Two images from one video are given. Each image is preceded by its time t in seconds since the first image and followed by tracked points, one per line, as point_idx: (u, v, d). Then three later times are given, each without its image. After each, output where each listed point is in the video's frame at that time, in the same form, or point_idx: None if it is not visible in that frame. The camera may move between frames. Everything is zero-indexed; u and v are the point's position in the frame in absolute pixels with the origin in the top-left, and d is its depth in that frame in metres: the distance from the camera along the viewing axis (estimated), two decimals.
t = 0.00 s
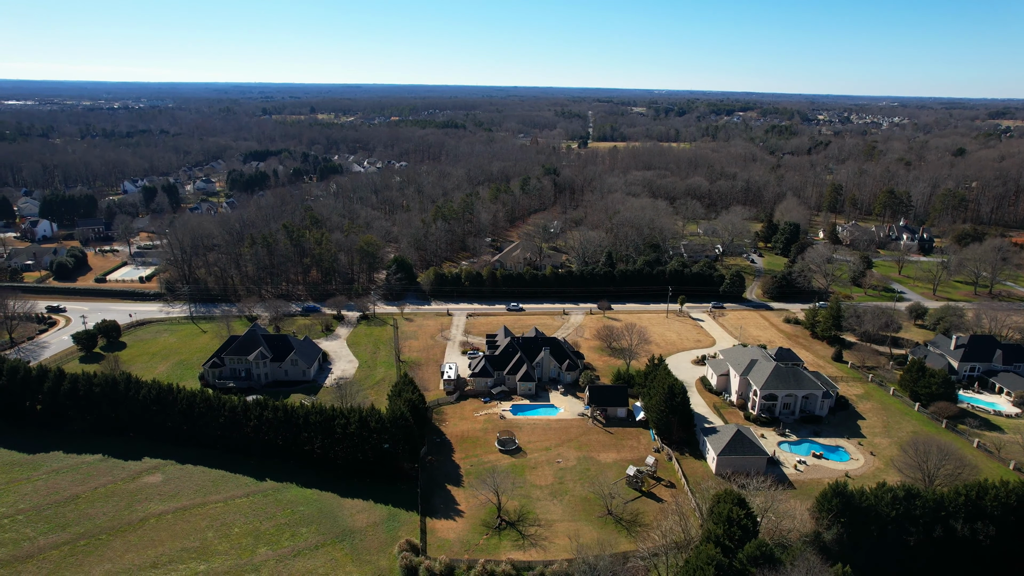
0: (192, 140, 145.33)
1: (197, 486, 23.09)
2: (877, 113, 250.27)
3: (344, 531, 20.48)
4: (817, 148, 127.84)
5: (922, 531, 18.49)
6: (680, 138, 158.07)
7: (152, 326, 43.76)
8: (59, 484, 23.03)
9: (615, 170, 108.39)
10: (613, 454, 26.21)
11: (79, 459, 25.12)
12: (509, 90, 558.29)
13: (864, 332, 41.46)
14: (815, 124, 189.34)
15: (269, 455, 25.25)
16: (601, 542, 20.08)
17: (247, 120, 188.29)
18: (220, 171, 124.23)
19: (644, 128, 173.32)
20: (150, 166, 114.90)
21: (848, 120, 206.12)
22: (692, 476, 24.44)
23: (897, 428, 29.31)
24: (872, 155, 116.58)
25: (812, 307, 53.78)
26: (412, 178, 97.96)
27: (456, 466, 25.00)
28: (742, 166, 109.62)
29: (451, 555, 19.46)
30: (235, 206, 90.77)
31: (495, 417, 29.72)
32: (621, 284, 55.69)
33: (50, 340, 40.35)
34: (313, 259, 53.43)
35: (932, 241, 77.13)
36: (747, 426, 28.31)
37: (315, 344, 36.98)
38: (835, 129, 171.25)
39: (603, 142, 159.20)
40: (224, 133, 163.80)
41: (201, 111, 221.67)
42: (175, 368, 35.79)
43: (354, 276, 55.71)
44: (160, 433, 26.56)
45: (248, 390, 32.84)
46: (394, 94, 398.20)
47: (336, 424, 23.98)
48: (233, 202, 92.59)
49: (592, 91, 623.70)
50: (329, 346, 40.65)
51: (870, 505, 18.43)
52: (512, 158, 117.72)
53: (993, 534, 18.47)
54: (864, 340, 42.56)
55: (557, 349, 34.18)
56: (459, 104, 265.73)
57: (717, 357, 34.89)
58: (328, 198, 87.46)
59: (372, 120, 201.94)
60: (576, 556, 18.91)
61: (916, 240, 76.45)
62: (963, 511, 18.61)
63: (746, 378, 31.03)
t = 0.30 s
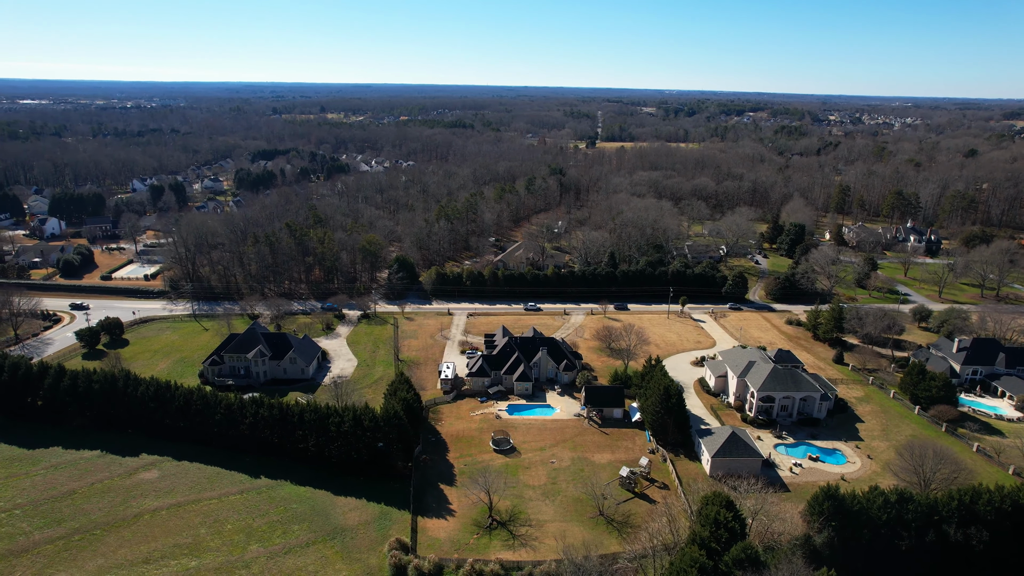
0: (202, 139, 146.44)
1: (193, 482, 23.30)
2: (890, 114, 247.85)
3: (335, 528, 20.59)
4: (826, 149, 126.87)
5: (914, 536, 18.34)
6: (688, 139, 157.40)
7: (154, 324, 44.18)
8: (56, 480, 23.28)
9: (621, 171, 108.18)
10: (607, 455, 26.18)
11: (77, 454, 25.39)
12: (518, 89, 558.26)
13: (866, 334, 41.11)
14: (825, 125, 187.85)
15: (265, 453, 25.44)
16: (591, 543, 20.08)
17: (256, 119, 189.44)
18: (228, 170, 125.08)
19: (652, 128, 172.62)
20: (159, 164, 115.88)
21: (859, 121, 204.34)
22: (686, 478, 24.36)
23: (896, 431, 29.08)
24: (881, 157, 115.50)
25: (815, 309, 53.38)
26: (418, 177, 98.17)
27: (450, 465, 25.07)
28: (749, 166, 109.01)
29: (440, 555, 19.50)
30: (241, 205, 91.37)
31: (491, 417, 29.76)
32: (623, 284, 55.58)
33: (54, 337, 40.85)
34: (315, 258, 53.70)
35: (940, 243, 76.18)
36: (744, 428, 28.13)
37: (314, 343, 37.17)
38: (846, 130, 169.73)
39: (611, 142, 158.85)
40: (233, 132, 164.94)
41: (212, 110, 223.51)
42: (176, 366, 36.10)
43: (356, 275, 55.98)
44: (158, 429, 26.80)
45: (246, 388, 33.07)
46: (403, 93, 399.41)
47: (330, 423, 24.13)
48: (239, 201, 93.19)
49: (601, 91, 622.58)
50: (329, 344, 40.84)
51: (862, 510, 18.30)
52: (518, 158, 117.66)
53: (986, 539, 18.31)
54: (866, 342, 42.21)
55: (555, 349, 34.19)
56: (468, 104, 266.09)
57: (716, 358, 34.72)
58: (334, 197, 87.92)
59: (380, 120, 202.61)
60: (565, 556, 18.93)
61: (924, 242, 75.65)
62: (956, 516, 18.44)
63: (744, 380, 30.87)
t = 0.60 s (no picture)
0: (211, 138, 147.38)
1: (188, 479, 23.48)
2: (902, 114, 245.10)
3: (326, 526, 20.70)
4: (835, 150, 125.82)
5: (906, 540, 18.19)
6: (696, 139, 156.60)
7: (157, 321, 44.57)
8: (54, 475, 23.53)
9: (627, 171, 107.87)
10: (601, 456, 26.13)
11: (75, 450, 25.65)
12: (526, 89, 558.24)
13: (868, 337, 40.75)
14: (836, 125, 186.21)
15: (260, 451, 25.59)
16: (581, 543, 20.09)
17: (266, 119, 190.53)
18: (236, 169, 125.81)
19: (661, 128, 171.87)
20: (168, 163, 116.79)
21: (870, 121, 202.44)
22: (679, 479, 24.28)
23: (894, 434, 28.84)
24: (891, 157, 114.35)
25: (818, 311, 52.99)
26: (424, 177, 98.30)
27: (443, 465, 25.12)
28: (756, 167, 108.35)
29: (430, 554, 19.57)
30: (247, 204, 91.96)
31: (486, 417, 29.80)
32: (624, 285, 55.44)
33: (58, 333, 41.30)
34: (317, 257, 53.93)
35: (947, 245, 75.28)
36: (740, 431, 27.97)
37: (313, 341, 37.34)
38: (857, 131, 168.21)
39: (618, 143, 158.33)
40: (242, 132, 165.92)
41: (223, 109, 225.14)
42: (177, 363, 36.43)
43: (358, 274, 56.16)
44: (155, 426, 27.02)
45: (245, 386, 33.32)
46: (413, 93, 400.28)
47: (324, 421, 24.22)
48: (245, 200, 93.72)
49: (609, 91, 621.24)
50: (329, 343, 41.04)
51: (854, 513, 18.17)
52: (525, 158, 117.53)
53: (979, 544, 18.19)
54: (868, 345, 41.87)
55: (552, 349, 34.19)
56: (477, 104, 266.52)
57: (715, 360, 34.56)
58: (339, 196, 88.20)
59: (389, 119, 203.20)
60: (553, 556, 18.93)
61: (931, 244, 74.83)
62: (950, 520, 18.27)
63: (741, 382, 30.72)
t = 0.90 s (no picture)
0: (219, 137, 148.34)
1: (183, 475, 23.67)
2: (914, 114, 242.81)
3: (317, 524, 20.81)
4: (844, 151, 124.81)
5: (897, 544, 18.03)
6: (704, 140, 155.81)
7: (160, 319, 44.96)
8: (51, 470, 23.79)
9: (633, 171, 107.53)
10: (595, 456, 26.10)
11: (74, 446, 25.91)
12: (534, 89, 558.23)
13: (870, 339, 40.44)
14: (846, 126, 184.66)
15: (255, 448, 25.73)
16: (571, 544, 20.10)
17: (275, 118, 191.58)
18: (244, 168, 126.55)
19: (669, 128, 171.22)
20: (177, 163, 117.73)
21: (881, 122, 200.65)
22: (673, 481, 24.21)
23: (892, 438, 28.60)
24: (900, 158, 113.22)
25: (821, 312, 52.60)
26: (430, 177, 98.40)
27: (437, 464, 25.18)
28: (764, 168, 107.67)
29: (419, 552, 19.64)
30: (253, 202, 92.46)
31: (482, 416, 29.84)
32: (626, 285, 55.26)
33: (62, 330, 41.75)
34: (319, 256, 54.16)
35: (955, 246, 74.49)
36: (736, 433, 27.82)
37: (312, 340, 37.51)
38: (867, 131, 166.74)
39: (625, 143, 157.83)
40: (250, 131, 166.95)
41: (234, 109, 226.60)
42: (177, 361, 36.73)
43: (360, 273, 56.32)
44: (154, 422, 27.23)
45: (243, 384, 33.55)
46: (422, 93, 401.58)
47: (319, 419, 24.33)
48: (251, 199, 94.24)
49: (617, 91, 620.15)
50: (328, 342, 41.21)
51: (844, 516, 18.08)
52: (531, 158, 117.36)
53: (971, 550, 18.00)
54: (870, 347, 41.51)
55: (549, 349, 34.15)
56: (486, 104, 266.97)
57: (713, 361, 34.41)
58: (344, 195, 88.45)
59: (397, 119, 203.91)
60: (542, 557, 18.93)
61: (939, 246, 74.03)
62: (942, 525, 18.09)
63: (738, 383, 30.57)
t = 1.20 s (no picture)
0: (228, 137, 149.36)
1: (178, 472, 23.88)
2: (926, 115, 240.50)
3: (309, 521, 20.94)
4: (853, 151, 123.78)
5: (887, 548, 17.88)
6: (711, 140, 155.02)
7: (162, 316, 45.36)
8: (49, 466, 24.06)
9: (639, 171, 107.15)
10: (589, 457, 26.06)
11: (72, 442, 26.19)
12: (543, 89, 558.03)
13: (871, 342, 40.09)
14: (856, 126, 183.10)
15: (250, 445, 25.89)
16: (560, 544, 20.11)
17: (283, 117, 192.52)
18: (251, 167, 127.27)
19: (677, 128, 170.48)
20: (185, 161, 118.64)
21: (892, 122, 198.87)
22: (665, 482, 24.14)
23: (890, 441, 28.36)
24: (910, 159, 112.08)
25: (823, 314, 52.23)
26: (435, 176, 98.52)
27: (430, 463, 25.24)
28: (771, 168, 107.00)
29: (408, 551, 19.71)
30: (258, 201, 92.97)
31: (477, 416, 29.88)
32: (627, 286, 55.11)
33: (65, 327, 42.22)
34: (320, 254, 54.41)
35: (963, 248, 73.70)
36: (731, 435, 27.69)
37: (311, 338, 37.71)
38: (877, 132, 165.35)
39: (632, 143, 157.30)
40: (259, 130, 167.97)
41: (244, 108, 228.10)
42: (178, 358, 37.02)
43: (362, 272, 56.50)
44: (151, 419, 27.45)
45: (242, 381, 33.82)
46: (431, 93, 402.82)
47: (313, 417, 24.48)
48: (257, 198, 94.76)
49: (626, 92, 619.11)
50: (328, 340, 41.41)
51: (833, 520, 17.98)
52: (537, 158, 117.21)
53: (963, 555, 17.83)
54: (871, 350, 41.19)
55: (546, 349, 34.15)
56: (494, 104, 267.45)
57: (710, 362, 34.29)
58: (349, 194, 88.74)
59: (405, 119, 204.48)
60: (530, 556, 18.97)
61: (946, 248, 73.25)
62: (933, 530, 17.93)
63: (734, 385, 30.42)
